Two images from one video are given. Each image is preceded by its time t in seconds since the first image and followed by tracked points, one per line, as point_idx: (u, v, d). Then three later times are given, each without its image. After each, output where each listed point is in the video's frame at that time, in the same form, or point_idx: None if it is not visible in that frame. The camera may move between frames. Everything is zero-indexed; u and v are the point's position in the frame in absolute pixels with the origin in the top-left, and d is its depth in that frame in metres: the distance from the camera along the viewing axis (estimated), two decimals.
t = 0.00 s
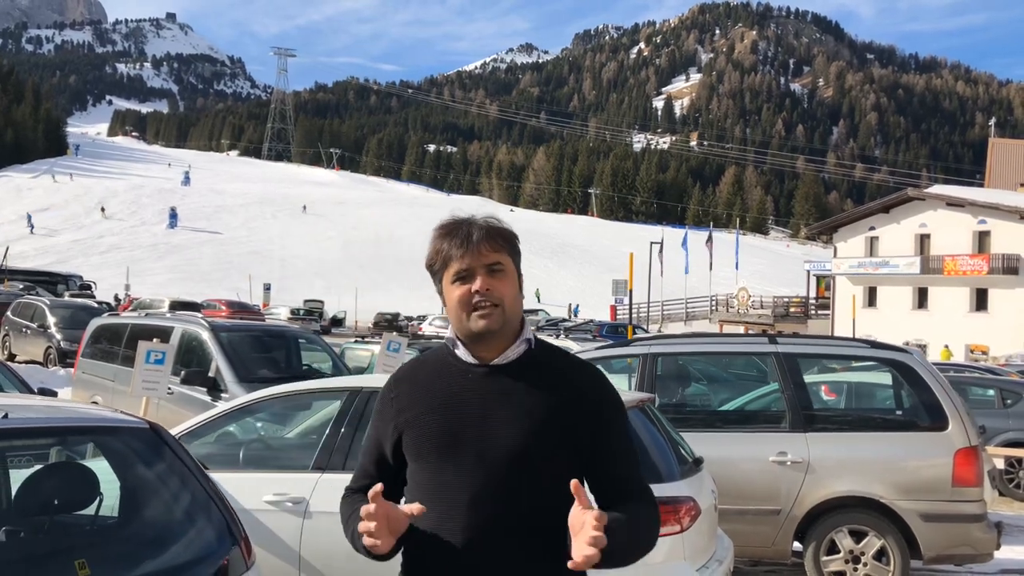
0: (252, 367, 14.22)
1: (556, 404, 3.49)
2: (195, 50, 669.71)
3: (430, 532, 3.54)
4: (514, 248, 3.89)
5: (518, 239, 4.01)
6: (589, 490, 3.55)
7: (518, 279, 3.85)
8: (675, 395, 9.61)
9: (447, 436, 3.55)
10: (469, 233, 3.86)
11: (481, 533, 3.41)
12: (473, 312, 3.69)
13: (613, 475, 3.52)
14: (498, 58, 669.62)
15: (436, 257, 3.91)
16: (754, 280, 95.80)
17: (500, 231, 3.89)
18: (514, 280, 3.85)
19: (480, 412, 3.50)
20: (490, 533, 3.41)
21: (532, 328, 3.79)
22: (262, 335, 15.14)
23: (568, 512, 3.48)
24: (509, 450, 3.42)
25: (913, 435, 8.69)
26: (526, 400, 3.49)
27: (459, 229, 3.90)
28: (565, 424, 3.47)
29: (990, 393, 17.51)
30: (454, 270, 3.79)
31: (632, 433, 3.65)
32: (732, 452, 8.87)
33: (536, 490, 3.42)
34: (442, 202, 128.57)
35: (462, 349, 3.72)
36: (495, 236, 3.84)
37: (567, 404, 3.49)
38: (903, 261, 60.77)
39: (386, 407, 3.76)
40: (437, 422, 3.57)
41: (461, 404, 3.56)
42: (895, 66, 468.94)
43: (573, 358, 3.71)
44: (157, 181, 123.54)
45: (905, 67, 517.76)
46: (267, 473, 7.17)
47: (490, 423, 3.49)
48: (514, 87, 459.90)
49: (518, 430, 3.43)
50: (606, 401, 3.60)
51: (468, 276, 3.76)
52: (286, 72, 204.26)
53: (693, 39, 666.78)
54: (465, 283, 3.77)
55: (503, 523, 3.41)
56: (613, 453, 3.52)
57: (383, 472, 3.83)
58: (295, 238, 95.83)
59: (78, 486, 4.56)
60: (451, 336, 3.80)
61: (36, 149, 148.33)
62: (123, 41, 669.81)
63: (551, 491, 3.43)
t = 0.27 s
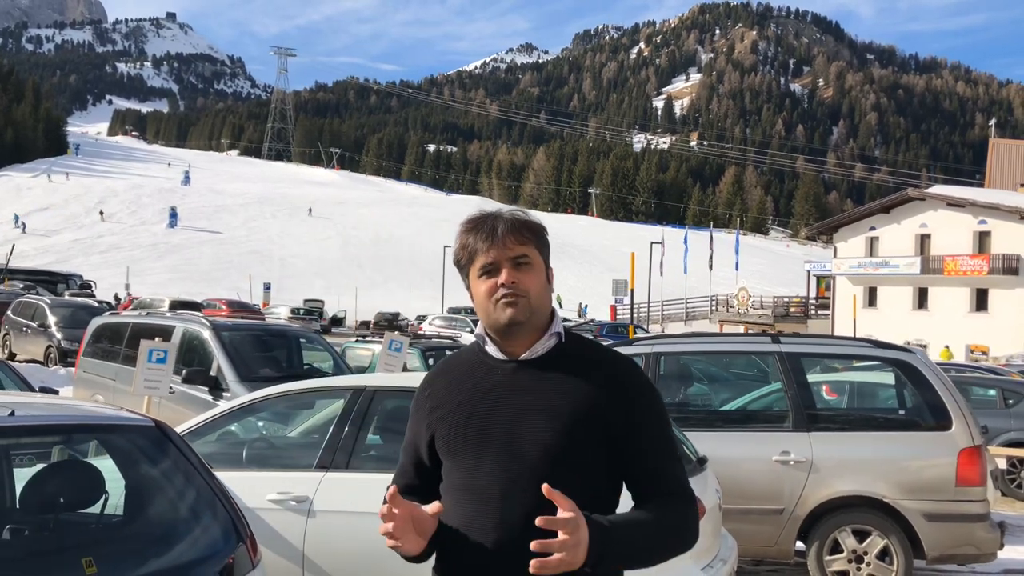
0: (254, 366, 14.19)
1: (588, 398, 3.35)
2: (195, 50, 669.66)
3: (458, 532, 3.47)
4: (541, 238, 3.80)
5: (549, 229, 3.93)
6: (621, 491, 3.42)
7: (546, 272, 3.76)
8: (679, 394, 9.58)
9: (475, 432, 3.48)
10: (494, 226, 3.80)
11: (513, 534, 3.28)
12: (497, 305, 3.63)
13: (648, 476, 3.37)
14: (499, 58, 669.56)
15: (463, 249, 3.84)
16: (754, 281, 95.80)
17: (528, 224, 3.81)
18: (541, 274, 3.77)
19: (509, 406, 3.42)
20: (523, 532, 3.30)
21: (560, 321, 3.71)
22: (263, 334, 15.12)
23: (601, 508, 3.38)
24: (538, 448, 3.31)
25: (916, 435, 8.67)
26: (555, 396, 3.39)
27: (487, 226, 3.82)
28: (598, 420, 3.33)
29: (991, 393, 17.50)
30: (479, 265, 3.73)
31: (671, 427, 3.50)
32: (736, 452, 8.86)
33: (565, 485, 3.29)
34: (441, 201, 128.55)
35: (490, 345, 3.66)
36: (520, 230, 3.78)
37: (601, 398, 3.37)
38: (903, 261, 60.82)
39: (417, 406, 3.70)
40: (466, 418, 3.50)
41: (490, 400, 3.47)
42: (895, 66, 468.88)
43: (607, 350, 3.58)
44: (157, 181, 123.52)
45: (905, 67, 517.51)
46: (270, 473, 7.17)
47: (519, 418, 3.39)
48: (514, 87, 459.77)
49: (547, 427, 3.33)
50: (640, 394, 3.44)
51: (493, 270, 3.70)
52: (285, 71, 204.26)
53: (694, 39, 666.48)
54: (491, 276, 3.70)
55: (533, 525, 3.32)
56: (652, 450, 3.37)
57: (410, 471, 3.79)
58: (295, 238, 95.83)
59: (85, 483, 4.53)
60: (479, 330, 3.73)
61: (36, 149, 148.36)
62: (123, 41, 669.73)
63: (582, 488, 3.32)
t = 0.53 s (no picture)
0: (255, 366, 14.15)
1: (603, 397, 3.29)
2: (195, 49, 669.68)
3: (474, 534, 3.44)
4: (557, 235, 3.76)
5: (561, 227, 3.88)
6: (639, 491, 3.35)
7: (563, 268, 3.72)
8: (683, 393, 9.53)
9: (491, 433, 3.43)
10: (508, 223, 3.76)
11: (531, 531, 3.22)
12: (514, 303, 3.58)
13: (670, 479, 3.28)
14: (499, 58, 669.50)
15: (477, 248, 3.81)
16: (755, 281, 95.74)
17: (544, 220, 3.77)
18: (558, 269, 3.72)
19: (525, 408, 3.38)
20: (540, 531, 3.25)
21: (577, 317, 3.67)
22: (264, 334, 15.07)
23: (622, 511, 3.30)
24: (553, 452, 3.25)
25: (919, 434, 8.64)
26: (573, 395, 3.32)
27: (499, 224, 3.79)
28: (616, 418, 3.27)
29: (994, 393, 17.47)
30: (493, 262, 3.69)
31: (690, 427, 3.41)
32: (739, 453, 8.81)
33: (580, 487, 3.24)
34: (441, 201, 128.42)
35: (506, 344, 3.63)
36: (537, 225, 3.73)
37: (624, 396, 3.29)
38: (904, 261, 60.79)
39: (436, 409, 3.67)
40: (482, 420, 3.48)
41: (507, 400, 3.44)
42: (895, 66, 468.83)
43: (627, 348, 3.51)
44: (157, 181, 123.51)
45: (905, 66, 517.36)
46: (274, 472, 7.12)
47: (536, 418, 3.35)
48: (515, 86, 459.64)
49: (563, 428, 3.27)
50: (660, 391, 3.37)
51: (508, 265, 3.66)
52: (286, 72, 204.23)
53: (694, 39, 666.20)
54: (504, 276, 3.66)
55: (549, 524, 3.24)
56: (672, 448, 3.30)
57: (427, 473, 3.77)
58: (295, 238, 95.81)
59: (87, 484, 4.50)
60: (496, 331, 3.70)
61: (35, 148, 148.27)
62: (123, 40, 669.72)
63: (599, 491, 3.26)
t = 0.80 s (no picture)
0: (256, 366, 14.13)
1: (610, 396, 3.25)
2: (195, 49, 669.69)
3: (475, 538, 3.38)
4: (562, 240, 3.73)
5: (563, 230, 3.85)
6: (642, 496, 3.30)
7: (568, 273, 3.70)
8: (685, 394, 9.54)
9: (491, 436, 3.41)
10: (513, 224, 3.72)
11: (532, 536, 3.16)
12: (518, 309, 3.57)
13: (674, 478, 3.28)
14: (499, 58, 669.44)
15: (479, 252, 3.79)
16: (755, 281, 95.73)
17: (547, 222, 3.75)
18: (561, 275, 3.71)
19: (528, 416, 3.33)
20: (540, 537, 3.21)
21: (581, 321, 3.64)
22: (265, 335, 15.05)
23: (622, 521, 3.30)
24: (558, 454, 3.21)
25: (920, 436, 8.64)
26: (574, 399, 3.29)
27: (501, 225, 3.76)
28: (618, 424, 3.23)
29: (996, 393, 17.46)
30: (495, 267, 3.66)
31: (696, 426, 3.38)
32: (741, 454, 8.80)
33: (585, 489, 3.20)
34: (442, 201, 128.44)
35: (508, 348, 3.59)
36: (541, 230, 3.70)
37: (621, 400, 3.28)
38: (905, 261, 60.76)
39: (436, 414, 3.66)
40: (484, 424, 3.44)
41: (509, 408, 3.39)
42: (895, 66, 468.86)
43: (630, 348, 3.47)
44: (157, 181, 123.51)
45: (905, 66, 517.25)
46: (278, 474, 7.10)
47: (542, 426, 3.28)
48: (515, 86, 459.73)
49: (567, 429, 3.23)
50: (665, 391, 3.33)
51: (511, 272, 3.63)
52: (286, 72, 204.27)
53: (694, 39, 665.99)
54: (508, 280, 3.64)
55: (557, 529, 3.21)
56: (679, 452, 3.27)
57: (430, 476, 3.74)
58: (295, 238, 95.82)
59: (94, 485, 4.51)
60: (498, 336, 3.68)
61: (36, 148, 148.21)
62: (123, 41, 669.71)
63: (603, 506, 3.22)
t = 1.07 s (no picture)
0: (258, 366, 14.10)
1: (606, 397, 3.21)
2: (195, 49, 669.67)
3: (466, 539, 3.35)
4: (559, 241, 3.70)
5: (561, 230, 3.82)
6: (643, 499, 3.25)
7: (565, 273, 3.66)
8: (688, 394, 9.53)
9: (484, 438, 3.36)
10: (509, 225, 3.68)
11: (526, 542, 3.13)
12: (513, 309, 3.54)
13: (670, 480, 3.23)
14: (499, 57, 669.46)
15: (477, 251, 3.73)
16: (755, 281, 95.75)
17: (545, 224, 3.71)
18: (559, 276, 3.66)
19: (521, 420, 3.29)
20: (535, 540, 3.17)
21: (578, 321, 3.60)
22: (267, 334, 15.02)
23: (616, 525, 3.26)
24: (550, 455, 3.18)
25: (925, 435, 8.62)
26: (566, 402, 3.26)
27: (497, 226, 3.73)
28: (613, 426, 3.20)
29: (998, 394, 17.46)
30: (493, 269, 3.62)
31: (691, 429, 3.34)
32: (744, 454, 8.78)
33: (584, 491, 3.15)
34: (442, 201, 128.42)
35: (504, 350, 3.56)
36: (538, 229, 3.66)
37: (617, 400, 3.25)
38: (905, 261, 60.74)
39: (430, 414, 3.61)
40: (477, 426, 3.39)
41: (502, 411, 3.36)
42: (896, 66, 468.99)
43: (626, 350, 3.43)
44: (157, 180, 123.50)
45: (905, 66, 517.58)
46: (282, 474, 7.08)
47: (535, 429, 3.25)
48: (515, 86, 459.67)
49: (560, 431, 3.19)
50: (663, 389, 3.30)
51: (509, 271, 3.59)
52: (286, 71, 204.28)
53: (694, 39, 665.92)
54: (505, 282, 3.61)
55: (554, 537, 3.16)
56: (673, 454, 3.24)
57: (423, 479, 3.70)
58: (295, 237, 95.78)
59: (102, 486, 4.49)
60: (493, 337, 3.64)
61: (36, 148, 148.16)
62: (123, 40, 669.58)
63: (596, 511, 3.18)
